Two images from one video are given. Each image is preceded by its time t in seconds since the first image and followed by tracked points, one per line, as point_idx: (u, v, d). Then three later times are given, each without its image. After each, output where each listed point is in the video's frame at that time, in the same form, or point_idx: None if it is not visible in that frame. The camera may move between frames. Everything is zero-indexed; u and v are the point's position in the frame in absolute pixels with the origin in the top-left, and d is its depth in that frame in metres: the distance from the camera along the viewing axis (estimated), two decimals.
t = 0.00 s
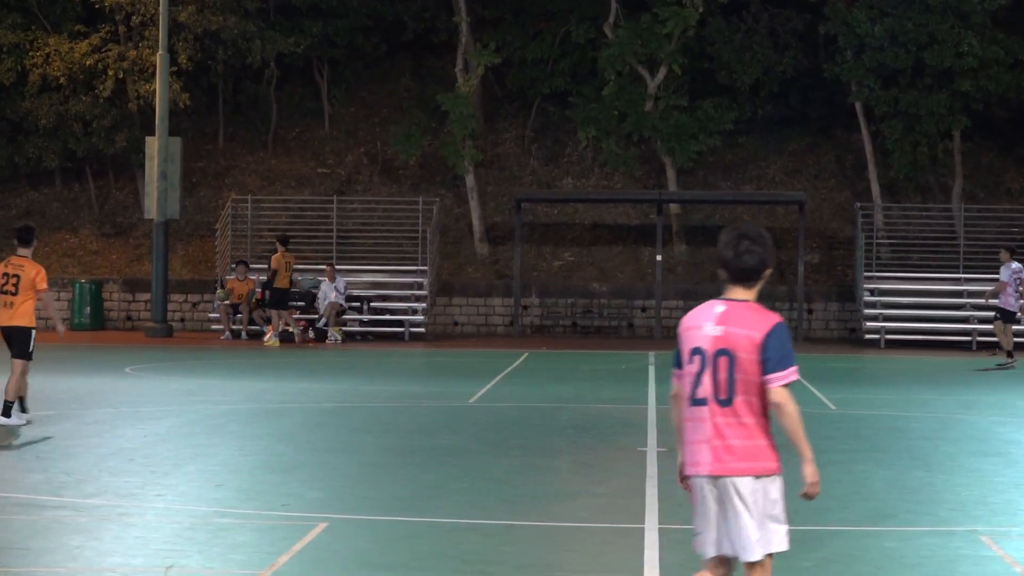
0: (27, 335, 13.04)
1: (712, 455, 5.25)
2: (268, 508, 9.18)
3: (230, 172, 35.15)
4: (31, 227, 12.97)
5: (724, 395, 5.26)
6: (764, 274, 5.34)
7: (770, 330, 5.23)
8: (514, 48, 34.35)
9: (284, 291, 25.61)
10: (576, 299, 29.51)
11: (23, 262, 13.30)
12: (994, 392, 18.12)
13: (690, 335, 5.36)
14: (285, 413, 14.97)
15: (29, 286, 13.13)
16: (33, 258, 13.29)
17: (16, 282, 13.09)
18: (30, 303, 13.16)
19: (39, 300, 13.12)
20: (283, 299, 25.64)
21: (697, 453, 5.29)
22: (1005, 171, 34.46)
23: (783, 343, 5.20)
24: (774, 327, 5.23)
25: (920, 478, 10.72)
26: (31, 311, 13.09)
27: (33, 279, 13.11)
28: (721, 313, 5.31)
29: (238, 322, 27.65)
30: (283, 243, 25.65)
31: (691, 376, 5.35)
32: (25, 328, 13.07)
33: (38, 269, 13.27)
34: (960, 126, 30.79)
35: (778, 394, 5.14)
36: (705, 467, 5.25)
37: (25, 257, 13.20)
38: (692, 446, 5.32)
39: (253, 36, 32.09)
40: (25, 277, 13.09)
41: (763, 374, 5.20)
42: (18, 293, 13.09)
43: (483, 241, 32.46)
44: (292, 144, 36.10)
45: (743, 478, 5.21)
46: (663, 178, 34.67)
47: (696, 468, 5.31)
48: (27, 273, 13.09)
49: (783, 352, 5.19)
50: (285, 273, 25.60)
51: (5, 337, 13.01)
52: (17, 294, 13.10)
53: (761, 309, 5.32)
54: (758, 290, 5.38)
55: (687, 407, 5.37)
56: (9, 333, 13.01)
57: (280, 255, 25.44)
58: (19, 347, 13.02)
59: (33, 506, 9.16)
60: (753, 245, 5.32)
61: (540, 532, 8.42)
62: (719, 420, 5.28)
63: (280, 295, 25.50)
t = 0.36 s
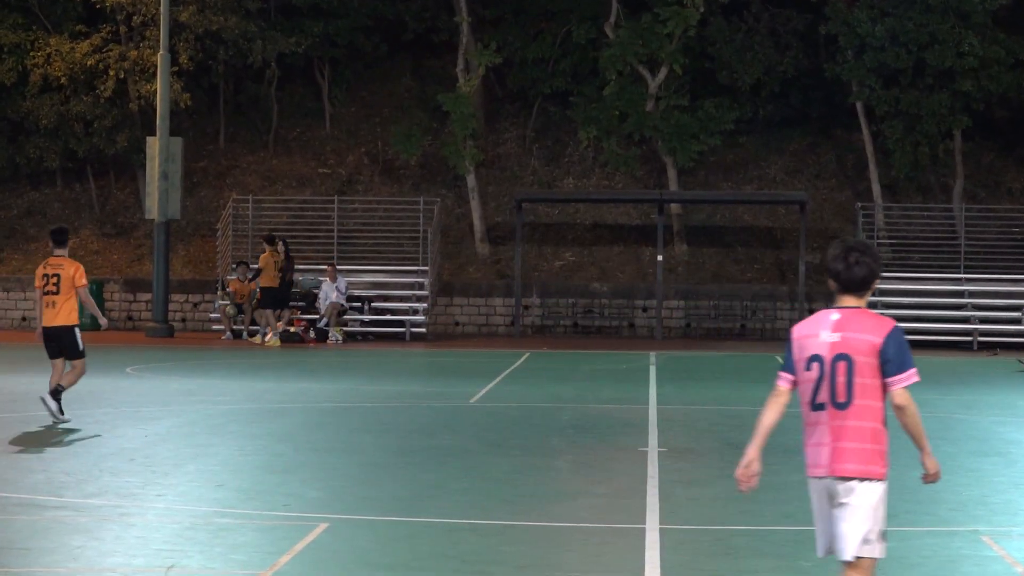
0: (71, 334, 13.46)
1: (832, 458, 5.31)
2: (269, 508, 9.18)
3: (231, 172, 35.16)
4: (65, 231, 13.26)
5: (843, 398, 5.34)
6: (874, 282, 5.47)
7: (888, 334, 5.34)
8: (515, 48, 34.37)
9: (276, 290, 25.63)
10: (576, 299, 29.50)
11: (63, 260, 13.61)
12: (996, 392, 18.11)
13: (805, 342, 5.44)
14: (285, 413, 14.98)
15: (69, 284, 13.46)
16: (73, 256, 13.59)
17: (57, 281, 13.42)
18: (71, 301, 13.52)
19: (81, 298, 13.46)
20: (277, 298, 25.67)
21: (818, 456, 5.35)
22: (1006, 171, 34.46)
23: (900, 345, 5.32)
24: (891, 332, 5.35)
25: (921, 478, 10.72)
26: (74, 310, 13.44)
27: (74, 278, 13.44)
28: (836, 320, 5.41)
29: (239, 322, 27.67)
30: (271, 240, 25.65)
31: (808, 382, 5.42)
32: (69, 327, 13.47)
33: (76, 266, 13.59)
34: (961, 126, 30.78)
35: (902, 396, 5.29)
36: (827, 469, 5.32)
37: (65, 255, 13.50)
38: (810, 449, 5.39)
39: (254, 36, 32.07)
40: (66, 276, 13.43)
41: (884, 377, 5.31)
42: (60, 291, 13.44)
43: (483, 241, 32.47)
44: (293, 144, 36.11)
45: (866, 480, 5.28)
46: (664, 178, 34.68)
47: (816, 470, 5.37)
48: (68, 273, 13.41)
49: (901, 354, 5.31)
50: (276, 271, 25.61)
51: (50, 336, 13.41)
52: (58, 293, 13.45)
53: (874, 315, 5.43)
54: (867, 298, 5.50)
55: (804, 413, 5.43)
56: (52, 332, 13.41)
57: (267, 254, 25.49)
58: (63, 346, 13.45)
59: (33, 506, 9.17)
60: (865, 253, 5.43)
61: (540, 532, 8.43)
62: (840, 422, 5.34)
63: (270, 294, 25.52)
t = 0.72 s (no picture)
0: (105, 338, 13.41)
1: (924, 451, 5.72)
2: (270, 508, 9.17)
3: (231, 172, 35.15)
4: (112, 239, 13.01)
5: (935, 396, 5.74)
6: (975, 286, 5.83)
7: (980, 337, 5.72)
8: (515, 47, 34.36)
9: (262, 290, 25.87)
10: (577, 298, 29.50)
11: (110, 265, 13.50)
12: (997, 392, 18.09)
13: (906, 340, 5.87)
14: (286, 412, 14.99)
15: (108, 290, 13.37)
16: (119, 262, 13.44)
17: (95, 286, 13.37)
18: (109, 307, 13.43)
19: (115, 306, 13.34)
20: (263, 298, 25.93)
21: (909, 448, 5.76)
22: (1007, 171, 34.46)
23: (991, 348, 5.69)
24: (984, 335, 5.72)
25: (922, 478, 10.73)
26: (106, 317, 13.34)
27: (110, 285, 13.32)
28: (934, 320, 5.82)
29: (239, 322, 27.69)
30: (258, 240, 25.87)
31: (905, 378, 5.85)
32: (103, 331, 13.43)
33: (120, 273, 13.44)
34: (962, 126, 30.76)
35: (985, 394, 5.62)
36: (915, 461, 5.73)
37: (108, 260, 13.40)
38: (902, 442, 5.80)
39: (255, 36, 32.05)
40: (104, 282, 13.33)
41: (972, 377, 5.67)
42: (97, 296, 13.39)
43: (484, 241, 32.48)
44: (293, 144, 36.11)
45: (952, 474, 5.68)
46: (664, 178, 34.67)
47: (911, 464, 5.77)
48: (104, 279, 13.30)
49: (991, 358, 5.67)
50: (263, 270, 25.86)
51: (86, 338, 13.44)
52: (97, 298, 13.41)
53: (971, 319, 5.81)
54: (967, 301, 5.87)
55: (900, 408, 5.85)
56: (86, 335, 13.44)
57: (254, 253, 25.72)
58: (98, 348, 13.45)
59: (33, 506, 9.17)
60: (968, 258, 5.79)
61: (540, 532, 8.43)
62: (932, 419, 5.75)
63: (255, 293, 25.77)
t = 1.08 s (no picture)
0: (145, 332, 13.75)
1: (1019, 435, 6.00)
2: (270, 507, 9.15)
3: (231, 170, 35.15)
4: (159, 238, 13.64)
5: None
6: None
7: None
8: (515, 45, 34.37)
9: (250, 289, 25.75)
10: (577, 296, 29.50)
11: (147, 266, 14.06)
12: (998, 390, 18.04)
13: (994, 330, 6.05)
14: (287, 410, 15.02)
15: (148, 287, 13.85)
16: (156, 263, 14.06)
17: (136, 282, 13.84)
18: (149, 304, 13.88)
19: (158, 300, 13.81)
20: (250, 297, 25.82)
21: (1002, 434, 6.02)
22: (1007, 169, 34.47)
23: None
24: None
25: (921, 475, 10.76)
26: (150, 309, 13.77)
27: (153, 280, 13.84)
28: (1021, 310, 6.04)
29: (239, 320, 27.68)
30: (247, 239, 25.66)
31: (996, 367, 6.05)
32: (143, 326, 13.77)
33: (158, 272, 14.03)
34: (961, 124, 30.77)
35: None
36: (1013, 446, 6.00)
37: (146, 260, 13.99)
38: (996, 428, 6.04)
39: (254, 34, 32.00)
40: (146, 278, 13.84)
41: None
42: (138, 292, 13.83)
43: (484, 239, 32.49)
44: (293, 142, 36.10)
45: None
46: (664, 176, 34.66)
47: (999, 449, 6.04)
48: (146, 274, 13.83)
49: None
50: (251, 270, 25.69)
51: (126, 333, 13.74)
52: (138, 294, 13.84)
53: None
54: None
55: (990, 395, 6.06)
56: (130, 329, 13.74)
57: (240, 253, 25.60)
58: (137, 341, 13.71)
59: (35, 504, 9.17)
60: None
61: (540, 530, 8.46)
62: None
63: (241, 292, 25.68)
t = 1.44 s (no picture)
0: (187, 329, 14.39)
1: None
2: (269, 508, 9.15)
3: (231, 170, 35.13)
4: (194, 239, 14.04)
5: None
6: None
7: None
8: (515, 45, 34.34)
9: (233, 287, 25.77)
10: (576, 296, 29.50)
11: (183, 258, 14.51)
12: (998, 390, 18.04)
13: None
14: (287, 410, 15.04)
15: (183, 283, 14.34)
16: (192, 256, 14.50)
17: (172, 280, 14.33)
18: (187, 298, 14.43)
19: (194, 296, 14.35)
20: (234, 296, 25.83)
21: None
22: (1006, 169, 34.48)
23: None
24: None
25: (920, 476, 10.78)
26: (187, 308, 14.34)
27: (188, 277, 14.32)
28: None
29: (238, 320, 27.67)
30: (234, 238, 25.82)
31: None
32: (184, 323, 14.41)
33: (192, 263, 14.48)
34: (961, 124, 30.78)
35: None
36: None
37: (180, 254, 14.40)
38: None
39: (254, 34, 31.98)
40: (181, 276, 14.32)
41: None
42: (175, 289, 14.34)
43: (483, 239, 32.48)
44: (293, 142, 36.11)
45: None
46: (664, 176, 34.66)
47: None
48: (182, 273, 14.28)
49: None
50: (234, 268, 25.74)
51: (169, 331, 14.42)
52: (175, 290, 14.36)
53: None
54: None
55: None
56: (171, 327, 14.40)
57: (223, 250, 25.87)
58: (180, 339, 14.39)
59: (34, 504, 9.17)
60: None
61: (540, 530, 8.47)
62: None
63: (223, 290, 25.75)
